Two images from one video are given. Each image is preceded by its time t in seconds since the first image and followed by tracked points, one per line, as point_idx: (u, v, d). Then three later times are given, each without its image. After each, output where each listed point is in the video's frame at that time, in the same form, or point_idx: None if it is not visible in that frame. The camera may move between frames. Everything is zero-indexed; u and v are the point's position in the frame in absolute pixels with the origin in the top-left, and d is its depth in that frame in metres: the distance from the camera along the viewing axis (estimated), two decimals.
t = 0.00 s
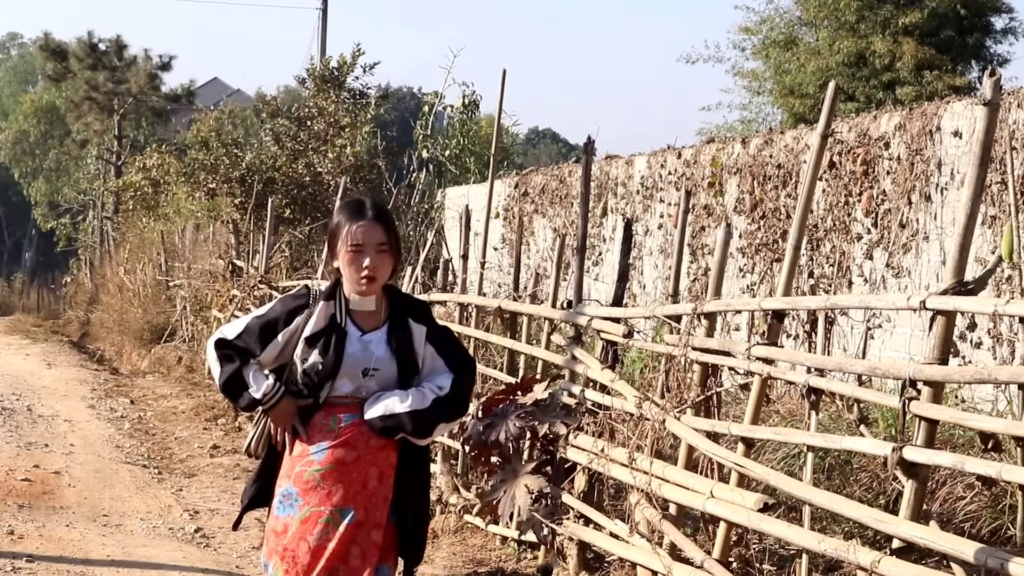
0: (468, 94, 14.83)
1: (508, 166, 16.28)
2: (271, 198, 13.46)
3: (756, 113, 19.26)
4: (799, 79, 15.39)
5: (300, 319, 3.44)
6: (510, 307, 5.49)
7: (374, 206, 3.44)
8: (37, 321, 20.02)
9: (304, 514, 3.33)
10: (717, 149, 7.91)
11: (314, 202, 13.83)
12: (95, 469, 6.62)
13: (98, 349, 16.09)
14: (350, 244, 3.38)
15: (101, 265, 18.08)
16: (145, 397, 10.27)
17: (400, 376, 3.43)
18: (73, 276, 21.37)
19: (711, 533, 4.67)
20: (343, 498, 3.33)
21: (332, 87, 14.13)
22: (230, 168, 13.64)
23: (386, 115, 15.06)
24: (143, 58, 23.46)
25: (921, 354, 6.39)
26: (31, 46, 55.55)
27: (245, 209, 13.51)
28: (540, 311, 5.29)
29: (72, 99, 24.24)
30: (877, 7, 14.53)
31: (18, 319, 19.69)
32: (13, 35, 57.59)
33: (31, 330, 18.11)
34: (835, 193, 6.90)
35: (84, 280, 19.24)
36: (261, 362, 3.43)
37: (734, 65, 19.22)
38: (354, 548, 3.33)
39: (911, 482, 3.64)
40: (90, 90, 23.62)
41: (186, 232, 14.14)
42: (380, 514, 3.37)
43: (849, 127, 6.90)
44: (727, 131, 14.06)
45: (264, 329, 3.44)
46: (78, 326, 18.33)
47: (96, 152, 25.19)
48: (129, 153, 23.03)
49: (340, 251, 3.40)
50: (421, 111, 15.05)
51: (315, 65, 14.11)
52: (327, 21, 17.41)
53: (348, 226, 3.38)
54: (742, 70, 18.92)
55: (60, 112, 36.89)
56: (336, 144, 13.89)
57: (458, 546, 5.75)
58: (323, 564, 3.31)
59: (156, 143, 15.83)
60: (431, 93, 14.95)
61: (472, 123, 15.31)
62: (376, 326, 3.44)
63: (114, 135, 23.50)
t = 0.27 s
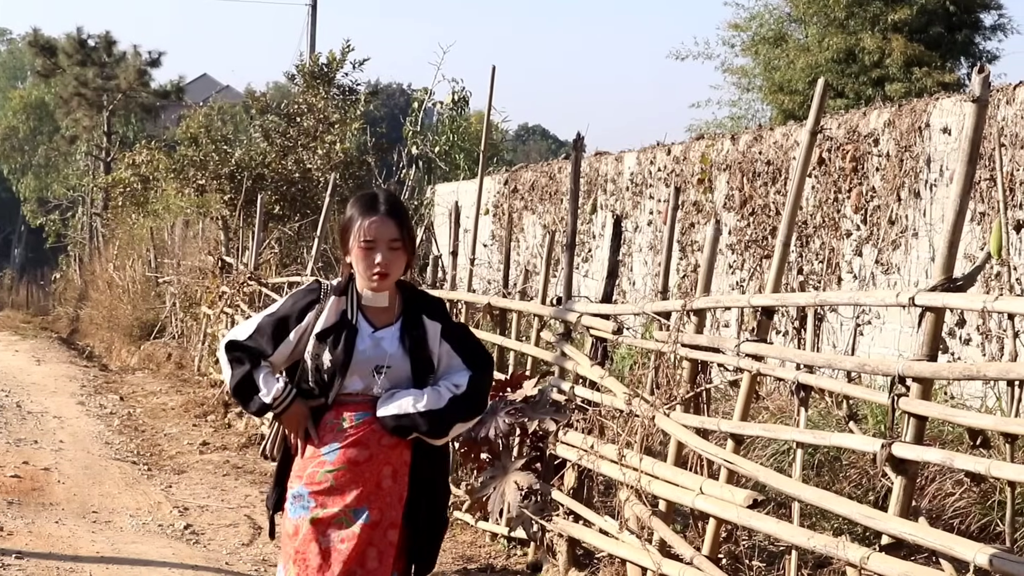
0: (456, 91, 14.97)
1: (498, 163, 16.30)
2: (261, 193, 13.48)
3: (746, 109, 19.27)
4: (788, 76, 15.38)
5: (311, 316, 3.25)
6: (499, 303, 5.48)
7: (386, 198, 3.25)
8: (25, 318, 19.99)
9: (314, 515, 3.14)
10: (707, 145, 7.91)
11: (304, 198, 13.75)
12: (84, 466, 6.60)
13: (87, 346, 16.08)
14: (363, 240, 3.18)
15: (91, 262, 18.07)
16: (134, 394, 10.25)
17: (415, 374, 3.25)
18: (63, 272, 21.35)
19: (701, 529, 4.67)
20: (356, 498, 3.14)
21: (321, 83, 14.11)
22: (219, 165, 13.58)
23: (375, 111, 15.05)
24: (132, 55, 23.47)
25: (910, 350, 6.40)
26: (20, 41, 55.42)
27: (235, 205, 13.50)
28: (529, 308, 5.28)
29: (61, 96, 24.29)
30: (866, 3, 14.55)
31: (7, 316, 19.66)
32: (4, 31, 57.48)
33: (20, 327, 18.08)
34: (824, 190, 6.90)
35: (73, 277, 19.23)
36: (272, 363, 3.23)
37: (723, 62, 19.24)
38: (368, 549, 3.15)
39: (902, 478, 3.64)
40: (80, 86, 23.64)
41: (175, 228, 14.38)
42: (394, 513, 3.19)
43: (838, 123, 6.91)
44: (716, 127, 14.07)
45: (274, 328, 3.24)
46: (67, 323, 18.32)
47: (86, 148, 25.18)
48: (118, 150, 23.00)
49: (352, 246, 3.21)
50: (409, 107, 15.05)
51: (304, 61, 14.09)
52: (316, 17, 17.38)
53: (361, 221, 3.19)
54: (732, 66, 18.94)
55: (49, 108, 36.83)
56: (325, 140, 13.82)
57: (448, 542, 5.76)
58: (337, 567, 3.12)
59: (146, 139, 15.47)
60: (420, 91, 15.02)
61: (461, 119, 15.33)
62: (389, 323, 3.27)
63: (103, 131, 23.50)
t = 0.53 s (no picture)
0: (448, 88, 14.94)
1: (490, 160, 16.32)
2: (252, 190, 13.52)
3: (738, 106, 19.28)
4: (779, 72, 15.38)
5: (311, 317, 3.24)
6: (491, 300, 5.48)
7: (387, 202, 3.19)
8: (16, 314, 19.98)
9: (314, 515, 3.15)
10: (698, 142, 7.91)
11: (295, 195, 13.86)
12: (76, 462, 6.60)
13: (79, 343, 16.07)
14: (361, 247, 3.14)
15: (82, 258, 18.07)
16: (126, 390, 10.25)
17: (419, 375, 3.22)
18: (54, 269, 21.35)
19: (693, 525, 4.68)
20: (356, 500, 3.14)
21: (313, 79, 13.98)
22: (211, 161, 13.73)
23: (367, 108, 15.06)
24: (124, 51, 23.72)
25: (902, 346, 6.41)
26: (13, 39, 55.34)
27: (227, 202, 13.60)
28: (521, 304, 5.28)
29: (52, 92, 24.31)
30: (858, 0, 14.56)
31: None
32: None
33: (12, 323, 18.08)
34: (815, 186, 6.90)
35: (65, 274, 19.23)
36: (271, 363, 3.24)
37: (715, 59, 19.25)
38: (368, 552, 3.14)
39: (893, 474, 3.65)
40: (71, 83, 23.65)
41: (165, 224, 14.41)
42: (396, 517, 3.17)
43: (830, 120, 6.91)
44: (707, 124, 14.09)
45: (273, 328, 3.24)
46: (59, 320, 18.31)
47: (77, 145, 25.19)
48: (110, 146, 23.01)
49: (351, 252, 3.17)
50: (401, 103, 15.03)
51: (296, 57, 14.08)
52: (308, 13, 17.36)
53: (360, 227, 3.14)
54: (723, 63, 18.97)
55: (41, 105, 36.82)
56: (317, 137, 13.85)
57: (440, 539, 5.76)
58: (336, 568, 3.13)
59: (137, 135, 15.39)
60: (412, 87, 14.90)
61: (453, 116, 15.37)
62: (392, 324, 3.24)
63: (95, 128, 23.51)
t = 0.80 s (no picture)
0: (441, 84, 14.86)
1: (481, 156, 16.36)
2: (244, 187, 13.51)
3: (729, 102, 19.30)
4: (771, 69, 15.38)
5: (305, 324, 3.09)
6: (482, 296, 5.48)
7: (377, 206, 3.02)
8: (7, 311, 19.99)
9: (311, 527, 3.00)
10: (690, 138, 7.92)
11: (286, 191, 13.87)
12: (66, 459, 6.59)
13: (70, 340, 16.08)
14: (352, 257, 2.98)
15: (73, 255, 18.08)
16: (117, 387, 10.25)
17: (414, 382, 3.07)
18: (45, 266, 21.38)
19: (684, 521, 4.69)
20: (354, 511, 2.99)
21: (304, 77, 13.97)
22: (202, 159, 13.71)
23: (358, 104, 15.07)
24: (115, 48, 23.85)
25: (893, 343, 6.41)
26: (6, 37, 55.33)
27: (218, 199, 13.54)
28: (512, 300, 5.28)
29: (43, 89, 24.41)
30: None
31: None
32: None
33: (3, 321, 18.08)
34: (806, 182, 6.91)
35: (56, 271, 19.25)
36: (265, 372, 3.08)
37: (707, 55, 19.27)
38: (367, 565, 2.98)
39: (883, 469, 3.65)
40: (62, 79, 23.80)
41: (156, 222, 14.40)
42: (395, 527, 3.02)
43: (821, 116, 6.92)
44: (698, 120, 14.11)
45: (265, 335, 3.08)
46: (50, 317, 18.32)
47: (68, 142, 25.23)
48: (100, 142, 23.06)
49: (343, 261, 3.02)
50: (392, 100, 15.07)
51: (287, 55, 14.08)
52: (300, 10, 17.36)
53: (351, 235, 2.98)
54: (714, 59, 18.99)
55: (32, 102, 36.82)
56: (308, 134, 13.90)
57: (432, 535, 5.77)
58: None
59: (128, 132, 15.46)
60: (404, 83, 14.99)
61: (444, 113, 15.44)
62: (387, 330, 3.09)
63: (86, 125, 23.59)
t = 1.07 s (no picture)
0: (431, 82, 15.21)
1: (473, 153, 16.40)
2: (236, 183, 13.51)
3: (721, 99, 19.34)
4: (763, 66, 15.41)
5: (294, 328, 2.99)
6: (474, 293, 5.48)
7: (373, 217, 2.90)
8: None
9: (298, 531, 2.98)
10: (682, 136, 7.92)
11: (278, 188, 13.80)
12: (58, 457, 6.58)
13: (61, 337, 16.07)
14: (346, 271, 2.87)
15: (65, 252, 18.09)
16: (109, 384, 10.25)
17: (404, 387, 3.03)
18: (37, 264, 21.39)
19: (676, 518, 4.69)
20: (342, 516, 2.97)
21: (296, 73, 14.15)
22: (194, 155, 13.54)
23: (349, 102, 15.10)
24: (106, 45, 24.08)
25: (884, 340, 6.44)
26: None
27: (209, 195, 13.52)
28: (504, 298, 5.28)
29: (35, 86, 24.52)
30: None
31: None
32: None
33: None
34: (798, 179, 6.91)
35: (48, 268, 19.25)
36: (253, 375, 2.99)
37: (698, 53, 19.31)
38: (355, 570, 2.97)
39: (876, 467, 3.64)
40: (53, 76, 23.98)
41: (148, 218, 14.40)
42: (383, 532, 3.01)
43: (813, 114, 6.92)
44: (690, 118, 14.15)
45: (254, 339, 2.97)
46: (42, 315, 18.32)
47: (60, 139, 25.28)
48: (92, 139, 23.09)
49: (336, 273, 2.89)
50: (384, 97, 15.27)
51: (279, 51, 14.10)
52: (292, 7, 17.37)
53: (345, 248, 2.86)
54: (706, 57, 19.03)
55: (23, 98, 36.88)
56: (300, 131, 13.92)
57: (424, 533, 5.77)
58: None
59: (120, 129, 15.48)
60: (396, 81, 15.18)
61: (436, 109, 15.56)
62: (378, 337, 3.02)
63: (78, 122, 23.64)
